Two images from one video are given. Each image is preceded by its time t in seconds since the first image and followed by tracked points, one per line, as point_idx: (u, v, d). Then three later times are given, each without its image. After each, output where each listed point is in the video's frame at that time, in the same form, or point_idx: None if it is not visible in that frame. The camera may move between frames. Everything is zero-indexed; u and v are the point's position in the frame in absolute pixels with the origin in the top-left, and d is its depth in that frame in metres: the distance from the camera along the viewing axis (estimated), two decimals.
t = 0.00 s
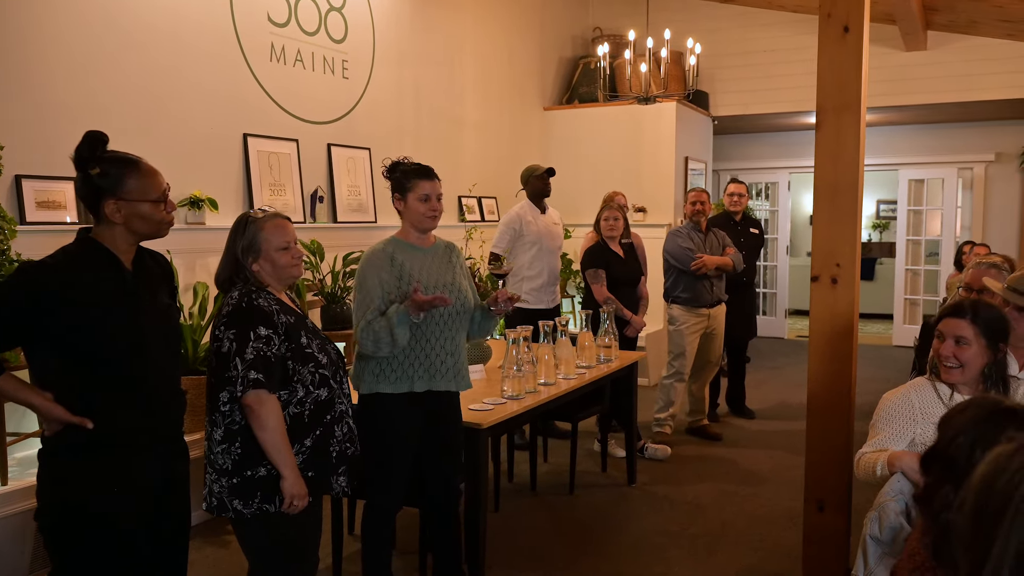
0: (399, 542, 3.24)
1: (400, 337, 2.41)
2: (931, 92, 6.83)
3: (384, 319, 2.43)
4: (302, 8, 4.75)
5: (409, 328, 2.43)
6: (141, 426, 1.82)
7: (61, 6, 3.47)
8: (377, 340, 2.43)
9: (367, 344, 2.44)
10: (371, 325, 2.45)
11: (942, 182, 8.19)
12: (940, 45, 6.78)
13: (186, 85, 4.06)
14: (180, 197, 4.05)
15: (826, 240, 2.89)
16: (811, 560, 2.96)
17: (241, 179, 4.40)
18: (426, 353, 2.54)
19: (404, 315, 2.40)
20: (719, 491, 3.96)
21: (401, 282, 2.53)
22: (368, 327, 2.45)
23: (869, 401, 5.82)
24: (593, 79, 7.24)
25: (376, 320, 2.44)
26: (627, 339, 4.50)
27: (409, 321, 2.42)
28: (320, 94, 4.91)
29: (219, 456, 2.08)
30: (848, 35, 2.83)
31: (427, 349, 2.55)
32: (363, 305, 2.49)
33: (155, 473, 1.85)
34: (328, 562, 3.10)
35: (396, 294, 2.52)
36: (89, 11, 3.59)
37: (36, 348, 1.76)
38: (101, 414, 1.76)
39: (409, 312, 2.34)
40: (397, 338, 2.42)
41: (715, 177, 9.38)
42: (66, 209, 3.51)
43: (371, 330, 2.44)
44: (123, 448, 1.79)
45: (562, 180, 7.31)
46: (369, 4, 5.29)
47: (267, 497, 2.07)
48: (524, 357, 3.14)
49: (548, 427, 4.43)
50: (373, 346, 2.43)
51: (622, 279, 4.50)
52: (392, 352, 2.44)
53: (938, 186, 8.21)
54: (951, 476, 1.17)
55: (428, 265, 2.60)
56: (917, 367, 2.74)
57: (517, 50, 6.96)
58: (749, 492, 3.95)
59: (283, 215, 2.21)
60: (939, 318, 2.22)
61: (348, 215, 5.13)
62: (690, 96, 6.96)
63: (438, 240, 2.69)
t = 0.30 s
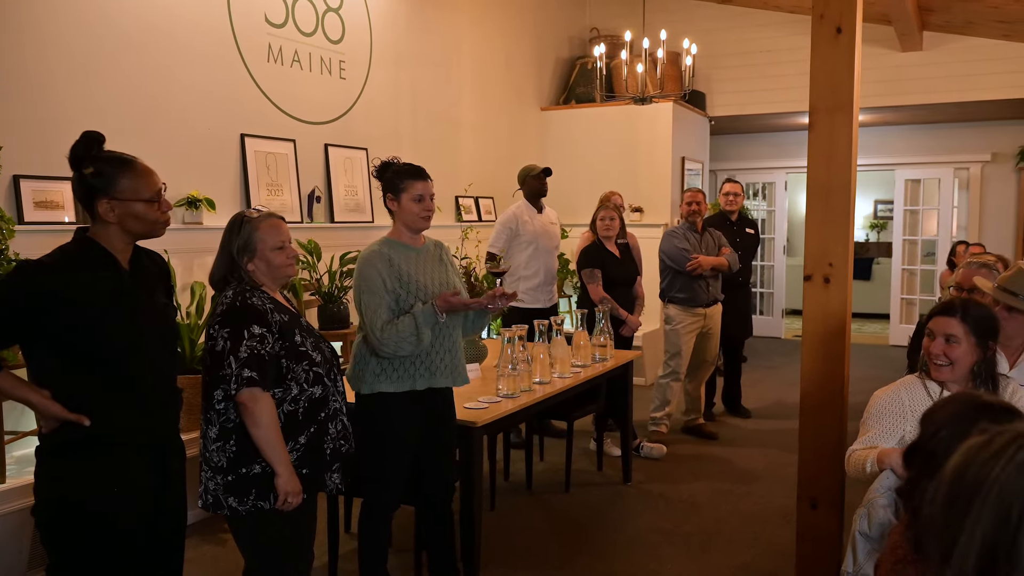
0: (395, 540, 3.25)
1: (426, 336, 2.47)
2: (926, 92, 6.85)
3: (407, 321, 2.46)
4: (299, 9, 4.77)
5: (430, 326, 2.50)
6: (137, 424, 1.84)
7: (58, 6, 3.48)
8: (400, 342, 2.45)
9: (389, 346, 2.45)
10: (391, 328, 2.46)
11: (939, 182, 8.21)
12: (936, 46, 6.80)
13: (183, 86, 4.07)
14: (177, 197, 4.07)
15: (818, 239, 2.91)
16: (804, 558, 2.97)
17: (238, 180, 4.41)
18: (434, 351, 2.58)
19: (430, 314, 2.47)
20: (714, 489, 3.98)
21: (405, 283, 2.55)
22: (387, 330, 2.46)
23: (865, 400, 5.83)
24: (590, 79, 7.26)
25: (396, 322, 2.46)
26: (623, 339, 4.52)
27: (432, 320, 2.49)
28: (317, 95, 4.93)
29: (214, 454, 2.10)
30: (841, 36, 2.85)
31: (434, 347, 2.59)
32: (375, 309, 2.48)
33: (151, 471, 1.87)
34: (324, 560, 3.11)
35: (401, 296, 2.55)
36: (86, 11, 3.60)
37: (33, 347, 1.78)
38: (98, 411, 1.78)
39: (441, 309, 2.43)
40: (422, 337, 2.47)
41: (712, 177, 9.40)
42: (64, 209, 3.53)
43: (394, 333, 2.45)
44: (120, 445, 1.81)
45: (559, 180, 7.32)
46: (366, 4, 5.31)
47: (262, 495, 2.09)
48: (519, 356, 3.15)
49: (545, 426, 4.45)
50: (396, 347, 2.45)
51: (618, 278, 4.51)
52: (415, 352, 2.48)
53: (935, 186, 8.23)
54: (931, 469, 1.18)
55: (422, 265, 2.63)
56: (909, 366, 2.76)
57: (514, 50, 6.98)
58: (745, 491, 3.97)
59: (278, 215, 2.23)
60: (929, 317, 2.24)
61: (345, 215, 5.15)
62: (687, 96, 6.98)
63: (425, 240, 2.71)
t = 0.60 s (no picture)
0: (388, 537, 3.29)
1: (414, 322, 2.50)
2: (919, 94, 6.89)
3: (394, 311, 2.50)
4: (295, 12, 4.81)
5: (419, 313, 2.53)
6: (132, 422, 1.88)
7: (55, 10, 3.53)
8: (392, 333, 2.48)
9: (381, 338, 2.48)
10: (382, 319, 2.50)
11: (933, 182, 8.25)
12: (929, 47, 6.84)
13: (180, 89, 4.11)
14: (173, 199, 4.11)
15: (804, 240, 2.95)
16: (790, 554, 3.01)
17: (234, 181, 4.45)
18: (422, 346, 2.62)
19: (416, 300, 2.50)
20: (704, 488, 4.02)
21: (394, 279, 2.59)
22: (378, 323, 2.50)
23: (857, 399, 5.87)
24: (585, 81, 7.30)
25: (385, 314, 2.50)
26: (615, 339, 4.55)
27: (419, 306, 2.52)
28: (313, 97, 4.97)
29: (207, 451, 2.14)
30: (826, 40, 2.89)
31: (423, 343, 2.62)
32: (365, 305, 2.52)
33: (145, 468, 1.91)
34: (317, 557, 3.16)
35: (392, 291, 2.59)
36: (83, 14, 3.65)
37: (31, 347, 1.82)
38: (94, 409, 1.82)
39: (423, 291, 2.44)
40: (411, 325, 2.50)
41: (708, 178, 9.44)
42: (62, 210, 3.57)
43: (385, 324, 2.49)
44: (115, 442, 1.85)
45: (554, 181, 7.37)
46: (361, 7, 5.35)
47: (253, 490, 2.13)
48: (510, 356, 3.20)
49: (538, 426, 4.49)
50: (387, 339, 2.48)
51: (610, 279, 4.55)
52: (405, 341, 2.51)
53: (929, 187, 8.28)
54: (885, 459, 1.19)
55: (411, 264, 2.67)
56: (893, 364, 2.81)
57: (509, 52, 7.02)
58: (735, 489, 4.01)
59: (269, 216, 2.28)
60: (908, 316, 2.28)
61: (341, 216, 5.20)
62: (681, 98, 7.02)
63: (416, 241, 2.76)
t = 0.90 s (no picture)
0: (377, 532, 3.35)
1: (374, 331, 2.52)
2: (910, 95, 6.95)
3: (360, 316, 2.55)
4: (289, 16, 4.86)
5: (383, 321, 2.54)
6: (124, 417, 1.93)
7: (52, 15, 3.59)
8: (357, 336, 2.55)
9: (348, 341, 2.56)
10: (351, 322, 2.56)
11: (926, 183, 8.33)
12: (920, 49, 6.90)
13: (175, 92, 4.17)
14: (168, 200, 4.17)
15: (785, 241, 3.01)
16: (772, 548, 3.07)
17: (228, 183, 4.51)
18: (400, 348, 2.66)
19: (377, 310, 2.51)
20: (691, 484, 4.08)
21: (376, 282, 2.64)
22: (348, 324, 2.57)
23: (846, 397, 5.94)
24: (579, 83, 7.36)
25: (354, 317, 2.56)
26: (604, 338, 4.61)
27: (382, 315, 2.53)
28: (307, 100, 5.03)
29: (198, 445, 2.20)
30: (806, 44, 2.94)
31: (401, 344, 2.67)
32: (342, 305, 2.60)
33: (137, 461, 1.97)
34: (308, 551, 3.22)
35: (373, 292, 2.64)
36: (78, 19, 3.70)
37: (27, 343, 1.88)
38: (87, 403, 1.88)
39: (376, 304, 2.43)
40: (375, 332, 2.53)
41: (702, 178, 9.51)
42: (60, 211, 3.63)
43: (351, 327, 2.55)
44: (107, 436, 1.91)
45: (548, 182, 7.43)
46: (354, 10, 5.41)
47: (242, 483, 2.19)
48: (497, 353, 3.25)
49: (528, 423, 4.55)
50: (354, 341, 2.55)
51: (600, 278, 4.61)
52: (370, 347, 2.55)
53: (922, 188, 8.36)
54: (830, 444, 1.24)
55: (398, 265, 2.72)
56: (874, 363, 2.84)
57: (503, 54, 7.08)
58: (721, 485, 4.07)
59: (257, 217, 2.33)
60: (881, 313, 2.32)
61: (335, 217, 5.26)
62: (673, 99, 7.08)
63: (406, 241, 2.80)
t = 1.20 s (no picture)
0: (375, 525, 3.42)
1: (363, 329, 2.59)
2: (907, 96, 6.99)
3: (350, 312, 2.63)
4: (290, 19, 4.94)
5: (372, 318, 2.62)
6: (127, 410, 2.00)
7: (57, 20, 3.67)
8: (347, 332, 2.62)
9: (340, 337, 2.65)
10: (342, 318, 2.64)
11: (925, 183, 8.36)
12: (917, 50, 6.94)
13: (179, 95, 4.25)
14: (171, 200, 4.24)
15: (774, 241, 3.06)
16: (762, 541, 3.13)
17: (230, 184, 4.58)
18: (391, 344, 2.73)
19: (366, 308, 2.59)
20: (684, 480, 4.14)
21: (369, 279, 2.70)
22: (339, 320, 2.65)
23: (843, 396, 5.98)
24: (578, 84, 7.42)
25: (344, 314, 2.64)
26: (600, 337, 4.67)
27: (372, 312, 2.61)
28: (308, 101, 5.10)
29: (198, 438, 2.27)
30: (794, 46, 3.00)
31: (392, 341, 2.73)
32: (334, 301, 2.68)
33: (138, 452, 2.03)
34: (307, 543, 3.29)
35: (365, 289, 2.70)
36: (83, 23, 3.78)
37: (34, 337, 1.96)
38: (91, 396, 1.95)
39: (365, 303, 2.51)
40: (363, 329, 2.61)
41: (702, 179, 9.57)
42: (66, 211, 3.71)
43: (342, 323, 2.63)
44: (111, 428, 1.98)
45: (548, 183, 7.49)
46: (355, 13, 5.48)
47: (241, 475, 2.25)
48: (492, 351, 3.32)
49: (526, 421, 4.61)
50: (343, 337, 2.63)
51: (597, 278, 4.67)
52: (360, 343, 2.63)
53: (921, 188, 8.39)
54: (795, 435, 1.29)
55: (393, 264, 2.78)
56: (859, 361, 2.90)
57: (503, 56, 7.15)
58: (715, 482, 4.12)
59: (257, 217, 2.40)
60: (863, 311, 2.38)
61: (335, 217, 5.33)
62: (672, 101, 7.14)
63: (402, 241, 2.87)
